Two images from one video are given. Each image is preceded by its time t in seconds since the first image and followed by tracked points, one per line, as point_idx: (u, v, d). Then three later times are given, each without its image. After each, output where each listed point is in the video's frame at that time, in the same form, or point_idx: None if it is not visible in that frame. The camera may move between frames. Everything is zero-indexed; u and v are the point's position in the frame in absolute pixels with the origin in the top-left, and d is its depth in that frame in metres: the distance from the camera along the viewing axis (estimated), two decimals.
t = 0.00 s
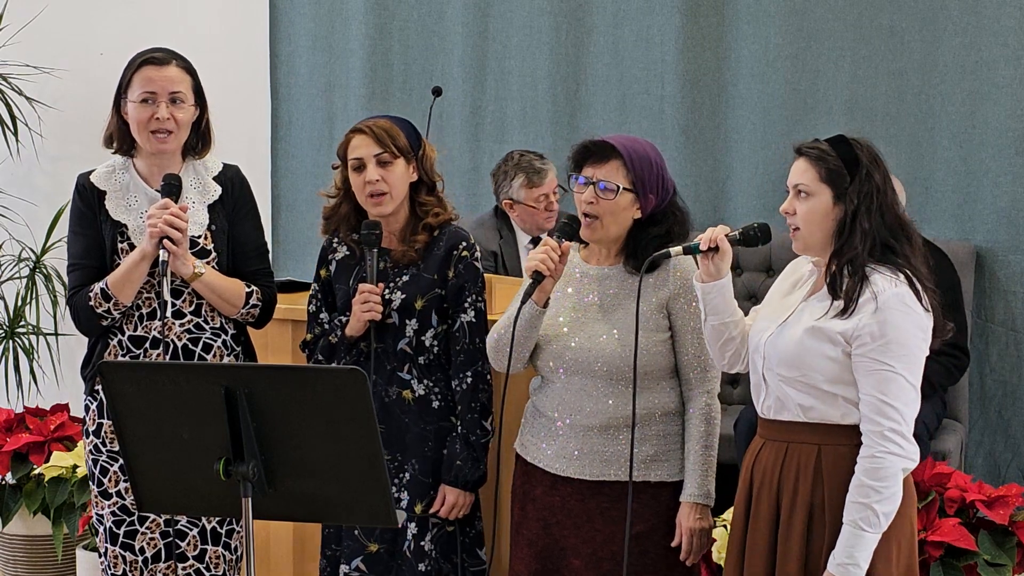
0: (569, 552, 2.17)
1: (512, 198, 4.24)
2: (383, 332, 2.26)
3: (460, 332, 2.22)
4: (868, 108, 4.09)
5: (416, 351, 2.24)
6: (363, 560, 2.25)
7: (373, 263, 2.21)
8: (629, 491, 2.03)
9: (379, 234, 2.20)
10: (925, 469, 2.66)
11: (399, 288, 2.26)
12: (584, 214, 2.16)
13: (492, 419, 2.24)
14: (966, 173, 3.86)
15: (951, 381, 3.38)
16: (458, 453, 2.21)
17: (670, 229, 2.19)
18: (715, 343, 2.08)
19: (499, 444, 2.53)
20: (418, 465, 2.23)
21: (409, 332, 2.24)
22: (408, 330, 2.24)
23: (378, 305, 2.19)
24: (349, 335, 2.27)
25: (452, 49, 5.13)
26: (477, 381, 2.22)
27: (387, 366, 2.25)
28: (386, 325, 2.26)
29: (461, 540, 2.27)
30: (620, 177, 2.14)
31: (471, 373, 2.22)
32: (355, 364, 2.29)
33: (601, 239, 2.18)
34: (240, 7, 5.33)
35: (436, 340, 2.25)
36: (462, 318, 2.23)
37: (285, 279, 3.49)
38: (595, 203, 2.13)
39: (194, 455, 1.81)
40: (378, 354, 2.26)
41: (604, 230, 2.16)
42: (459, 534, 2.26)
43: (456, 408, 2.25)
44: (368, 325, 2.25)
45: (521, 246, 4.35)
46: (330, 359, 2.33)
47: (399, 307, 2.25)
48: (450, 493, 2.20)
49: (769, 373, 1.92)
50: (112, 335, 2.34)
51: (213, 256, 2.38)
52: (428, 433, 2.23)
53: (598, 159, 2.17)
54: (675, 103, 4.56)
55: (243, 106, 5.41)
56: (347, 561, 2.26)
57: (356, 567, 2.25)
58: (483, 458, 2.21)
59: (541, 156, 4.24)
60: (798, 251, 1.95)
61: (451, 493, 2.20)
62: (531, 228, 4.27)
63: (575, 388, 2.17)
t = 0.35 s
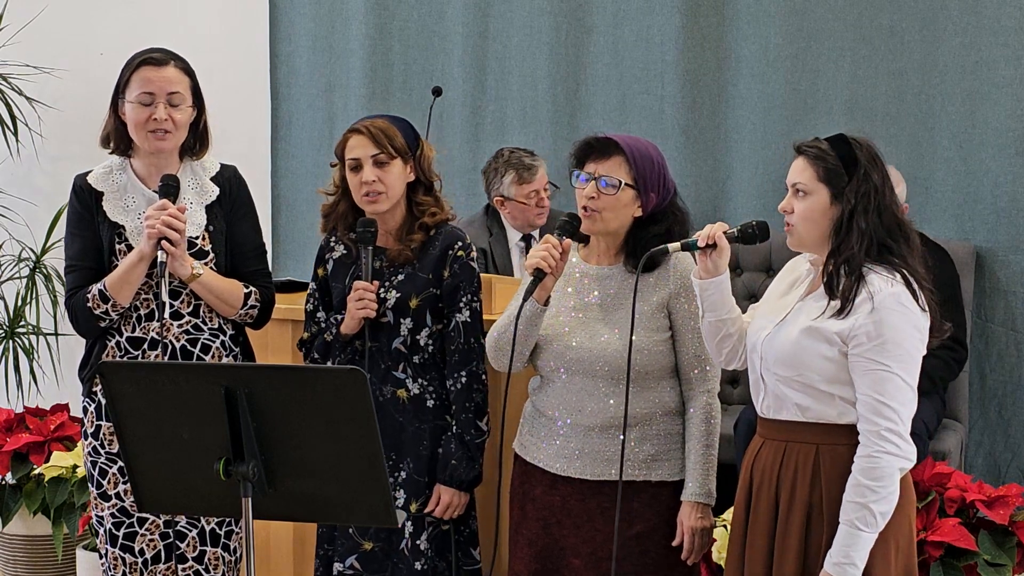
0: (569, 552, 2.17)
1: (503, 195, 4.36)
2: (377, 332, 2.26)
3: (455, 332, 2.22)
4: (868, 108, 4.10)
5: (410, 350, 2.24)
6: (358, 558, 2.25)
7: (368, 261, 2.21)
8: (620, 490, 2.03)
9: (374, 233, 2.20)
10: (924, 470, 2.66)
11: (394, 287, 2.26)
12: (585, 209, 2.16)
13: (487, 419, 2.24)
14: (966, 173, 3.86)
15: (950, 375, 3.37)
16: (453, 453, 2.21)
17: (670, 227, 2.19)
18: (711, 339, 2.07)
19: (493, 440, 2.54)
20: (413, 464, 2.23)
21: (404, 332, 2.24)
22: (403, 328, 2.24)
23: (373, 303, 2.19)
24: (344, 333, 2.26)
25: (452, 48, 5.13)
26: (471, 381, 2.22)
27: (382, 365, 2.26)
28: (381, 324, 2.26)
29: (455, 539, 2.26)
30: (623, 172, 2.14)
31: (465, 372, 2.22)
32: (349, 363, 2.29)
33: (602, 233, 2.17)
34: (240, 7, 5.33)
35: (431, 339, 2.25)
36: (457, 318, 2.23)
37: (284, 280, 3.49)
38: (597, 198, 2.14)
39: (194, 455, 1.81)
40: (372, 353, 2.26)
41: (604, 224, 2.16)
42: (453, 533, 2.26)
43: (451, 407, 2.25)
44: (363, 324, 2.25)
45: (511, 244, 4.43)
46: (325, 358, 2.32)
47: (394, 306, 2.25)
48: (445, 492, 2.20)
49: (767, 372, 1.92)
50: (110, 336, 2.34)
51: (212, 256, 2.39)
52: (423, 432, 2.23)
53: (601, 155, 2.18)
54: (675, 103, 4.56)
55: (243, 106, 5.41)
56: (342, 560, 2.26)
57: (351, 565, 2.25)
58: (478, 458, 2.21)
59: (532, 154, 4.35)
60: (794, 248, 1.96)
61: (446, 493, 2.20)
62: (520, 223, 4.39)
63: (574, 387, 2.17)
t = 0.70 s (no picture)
0: (570, 552, 2.17)
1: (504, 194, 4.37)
2: (379, 331, 2.27)
3: (455, 331, 2.22)
4: (867, 108, 4.10)
5: (411, 351, 2.24)
6: (360, 559, 2.25)
7: (368, 261, 2.21)
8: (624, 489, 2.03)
9: (373, 232, 2.20)
10: (924, 470, 2.66)
11: (395, 287, 2.26)
12: (586, 208, 2.16)
13: (489, 419, 2.24)
14: (966, 173, 3.86)
15: (951, 374, 3.37)
16: (453, 453, 2.20)
17: (672, 226, 2.20)
18: (708, 338, 2.06)
19: (495, 440, 2.55)
20: (414, 465, 2.23)
21: (406, 332, 2.24)
22: (404, 329, 2.24)
23: (373, 303, 2.20)
24: (346, 334, 2.26)
25: (452, 49, 5.13)
26: (473, 381, 2.21)
27: (384, 366, 2.26)
28: (382, 324, 2.26)
29: (457, 540, 2.25)
30: (626, 171, 2.14)
31: (467, 372, 2.21)
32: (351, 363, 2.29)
33: (604, 233, 2.17)
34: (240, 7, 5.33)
35: (432, 339, 2.24)
36: (457, 317, 2.22)
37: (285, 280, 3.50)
38: (599, 196, 2.14)
39: (194, 455, 1.81)
40: (374, 354, 2.27)
41: (607, 223, 2.16)
42: (456, 534, 2.25)
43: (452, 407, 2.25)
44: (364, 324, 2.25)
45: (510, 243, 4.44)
46: (327, 358, 2.34)
47: (396, 306, 2.25)
48: (446, 492, 2.20)
49: (767, 372, 1.92)
50: (110, 339, 2.33)
51: (212, 257, 2.38)
52: (424, 432, 2.23)
53: (603, 153, 2.18)
54: (675, 103, 4.56)
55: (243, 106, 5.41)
56: (344, 560, 2.26)
57: (353, 566, 2.25)
58: (480, 459, 2.20)
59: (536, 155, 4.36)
60: (792, 250, 1.96)
61: (447, 494, 2.19)
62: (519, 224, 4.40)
63: (575, 387, 2.17)
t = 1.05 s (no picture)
0: (572, 552, 2.17)
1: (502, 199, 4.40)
2: (384, 333, 2.25)
3: (461, 333, 2.23)
4: (867, 108, 4.10)
5: (416, 353, 2.24)
6: (365, 561, 2.25)
7: (374, 264, 2.19)
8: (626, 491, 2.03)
9: (378, 234, 2.19)
10: (925, 469, 2.66)
11: (400, 289, 2.26)
12: (586, 209, 2.16)
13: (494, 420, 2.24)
14: (966, 173, 3.86)
15: (951, 374, 3.37)
16: (460, 455, 2.20)
17: (672, 226, 2.20)
18: (706, 342, 2.06)
19: (499, 440, 2.54)
20: (419, 467, 2.23)
21: (411, 334, 2.24)
22: (409, 331, 2.24)
23: (379, 306, 2.18)
24: (351, 337, 2.25)
25: (452, 49, 5.13)
26: (479, 382, 2.22)
27: (388, 369, 2.25)
28: (387, 326, 2.25)
29: (462, 542, 2.26)
30: (626, 172, 2.14)
31: (472, 374, 2.22)
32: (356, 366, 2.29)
33: (606, 232, 2.17)
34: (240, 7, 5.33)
35: (437, 341, 2.24)
36: (463, 318, 2.23)
37: (285, 280, 3.49)
38: (599, 198, 2.14)
39: (194, 455, 1.81)
40: (378, 356, 2.26)
41: (609, 224, 2.15)
42: (461, 536, 2.26)
43: (457, 409, 2.25)
44: (369, 326, 2.24)
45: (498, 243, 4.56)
46: (332, 361, 2.32)
47: (401, 308, 2.24)
48: (453, 494, 2.20)
49: (767, 374, 1.92)
50: (111, 343, 2.33)
51: (212, 257, 2.38)
52: (429, 435, 2.23)
53: (603, 155, 2.18)
54: (675, 103, 4.56)
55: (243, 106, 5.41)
56: (349, 563, 2.26)
57: (358, 569, 2.25)
58: (486, 460, 2.21)
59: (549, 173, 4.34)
60: (790, 250, 1.95)
61: (453, 496, 2.20)
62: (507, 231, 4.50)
63: (578, 388, 2.17)
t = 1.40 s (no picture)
0: (571, 552, 2.17)
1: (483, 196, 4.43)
2: (385, 335, 2.25)
3: (463, 334, 2.22)
4: (867, 108, 4.10)
5: (418, 354, 2.23)
6: (369, 564, 2.23)
7: (376, 265, 2.20)
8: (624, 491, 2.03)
9: (380, 236, 2.19)
10: (924, 469, 2.66)
11: (401, 290, 2.25)
12: (585, 211, 2.16)
13: (495, 422, 2.24)
14: (966, 173, 3.86)
15: (951, 374, 3.37)
16: (462, 457, 2.20)
17: (671, 226, 2.20)
18: (705, 345, 2.06)
19: (500, 441, 2.54)
20: (421, 469, 2.22)
21: (412, 336, 2.24)
22: (411, 332, 2.24)
23: (381, 307, 2.18)
24: (352, 338, 2.25)
25: (452, 49, 5.13)
26: (480, 384, 2.22)
27: (389, 371, 2.24)
28: (389, 328, 2.25)
29: (463, 544, 2.27)
30: (622, 173, 2.14)
31: (475, 376, 2.22)
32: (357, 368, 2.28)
33: (604, 234, 2.17)
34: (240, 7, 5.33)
35: (438, 343, 2.24)
36: (465, 320, 2.23)
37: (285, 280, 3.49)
38: (597, 199, 2.13)
39: (195, 455, 1.81)
40: (381, 359, 2.25)
41: (607, 225, 2.15)
42: (461, 539, 2.26)
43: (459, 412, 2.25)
44: (371, 328, 2.24)
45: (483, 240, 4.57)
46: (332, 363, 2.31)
47: (402, 309, 2.24)
48: (455, 497, 2.20)
49: (770, 374, 1.92)
50: (122, 347, 2.31)
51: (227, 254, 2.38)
52: (431, 437, 2.23)
53: (599, 156, 2.18)
54: (675, 103, 4.56)
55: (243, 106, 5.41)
56: (353, 567, 2.24)
57: (363, 572, 2.22)
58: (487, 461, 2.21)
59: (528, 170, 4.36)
60: (789, 251, 1.95)
61: (455, 498, 2.19)
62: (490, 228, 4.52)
63: (578, 388, 2.17)
